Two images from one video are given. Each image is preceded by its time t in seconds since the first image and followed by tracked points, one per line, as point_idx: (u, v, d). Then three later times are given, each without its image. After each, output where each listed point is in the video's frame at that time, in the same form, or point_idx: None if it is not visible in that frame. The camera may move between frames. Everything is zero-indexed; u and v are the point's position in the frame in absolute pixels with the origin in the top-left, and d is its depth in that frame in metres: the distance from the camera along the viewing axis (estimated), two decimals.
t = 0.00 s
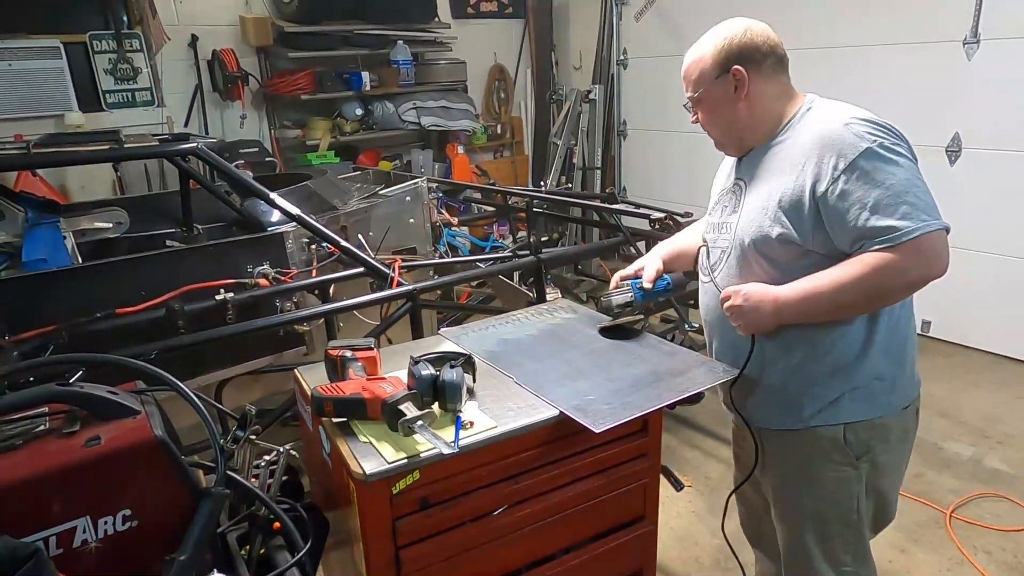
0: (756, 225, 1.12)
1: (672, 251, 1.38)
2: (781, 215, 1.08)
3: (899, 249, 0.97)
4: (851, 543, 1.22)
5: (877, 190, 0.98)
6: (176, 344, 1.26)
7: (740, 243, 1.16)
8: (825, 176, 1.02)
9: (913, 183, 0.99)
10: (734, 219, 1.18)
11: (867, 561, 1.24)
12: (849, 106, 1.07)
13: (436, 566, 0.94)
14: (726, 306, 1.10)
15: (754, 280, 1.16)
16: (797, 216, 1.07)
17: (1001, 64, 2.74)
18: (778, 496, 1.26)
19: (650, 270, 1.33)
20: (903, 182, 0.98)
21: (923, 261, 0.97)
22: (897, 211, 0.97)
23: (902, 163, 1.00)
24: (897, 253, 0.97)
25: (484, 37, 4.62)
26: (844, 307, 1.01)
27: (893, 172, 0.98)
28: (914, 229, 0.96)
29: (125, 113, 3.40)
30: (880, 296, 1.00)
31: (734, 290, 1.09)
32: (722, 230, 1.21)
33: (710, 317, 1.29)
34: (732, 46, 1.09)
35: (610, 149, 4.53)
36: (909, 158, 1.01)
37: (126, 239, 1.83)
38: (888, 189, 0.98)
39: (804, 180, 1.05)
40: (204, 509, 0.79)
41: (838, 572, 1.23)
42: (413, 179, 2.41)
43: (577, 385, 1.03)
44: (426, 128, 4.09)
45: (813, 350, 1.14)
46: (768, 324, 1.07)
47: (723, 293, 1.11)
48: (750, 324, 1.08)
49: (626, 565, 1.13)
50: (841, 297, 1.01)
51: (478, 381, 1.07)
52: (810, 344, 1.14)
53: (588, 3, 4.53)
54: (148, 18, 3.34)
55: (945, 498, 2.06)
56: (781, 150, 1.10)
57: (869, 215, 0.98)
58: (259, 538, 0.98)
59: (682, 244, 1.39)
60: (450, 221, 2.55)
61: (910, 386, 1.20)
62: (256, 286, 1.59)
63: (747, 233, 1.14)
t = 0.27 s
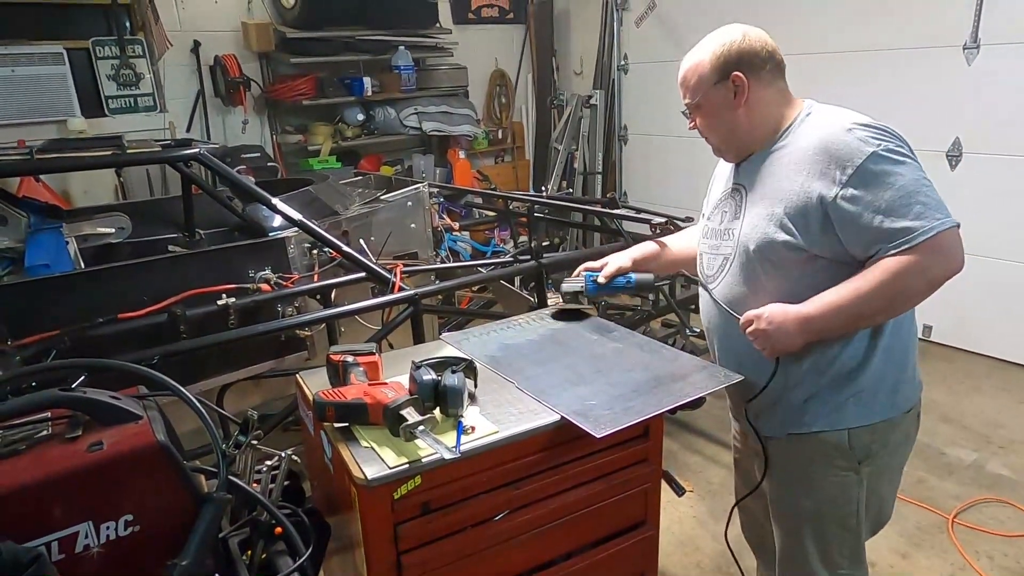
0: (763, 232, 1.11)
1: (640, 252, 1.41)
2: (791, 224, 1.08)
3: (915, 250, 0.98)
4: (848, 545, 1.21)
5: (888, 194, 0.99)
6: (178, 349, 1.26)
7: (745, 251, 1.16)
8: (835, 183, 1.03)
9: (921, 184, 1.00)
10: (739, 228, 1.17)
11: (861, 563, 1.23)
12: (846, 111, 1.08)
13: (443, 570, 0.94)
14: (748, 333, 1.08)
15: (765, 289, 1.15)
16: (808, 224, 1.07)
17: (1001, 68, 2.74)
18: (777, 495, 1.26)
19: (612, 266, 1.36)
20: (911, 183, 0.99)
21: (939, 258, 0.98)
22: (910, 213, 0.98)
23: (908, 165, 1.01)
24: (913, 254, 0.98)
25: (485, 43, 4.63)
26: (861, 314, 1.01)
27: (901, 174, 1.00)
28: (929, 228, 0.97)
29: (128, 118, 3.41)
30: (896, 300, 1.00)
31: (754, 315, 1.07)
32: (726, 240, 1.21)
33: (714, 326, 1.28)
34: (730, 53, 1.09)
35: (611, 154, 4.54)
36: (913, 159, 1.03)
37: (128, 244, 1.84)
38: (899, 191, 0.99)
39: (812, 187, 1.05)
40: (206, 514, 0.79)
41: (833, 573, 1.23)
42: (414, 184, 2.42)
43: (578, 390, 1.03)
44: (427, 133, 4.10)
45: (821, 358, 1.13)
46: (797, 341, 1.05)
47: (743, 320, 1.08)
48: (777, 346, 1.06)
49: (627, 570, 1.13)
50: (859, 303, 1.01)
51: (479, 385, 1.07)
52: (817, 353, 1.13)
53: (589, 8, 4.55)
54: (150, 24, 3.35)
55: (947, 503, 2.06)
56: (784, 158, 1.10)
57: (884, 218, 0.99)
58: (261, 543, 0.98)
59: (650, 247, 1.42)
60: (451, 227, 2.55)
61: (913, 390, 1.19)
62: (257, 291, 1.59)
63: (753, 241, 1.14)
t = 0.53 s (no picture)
0: (781, 245, 1.11)
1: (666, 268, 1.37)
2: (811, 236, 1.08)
3: (936, 274, 0.99)
4: (846, 548, 1.22)
5: (913, 215, 0.99)
6: (179, 347, 1.26)
7: (759, 260, 1.15)
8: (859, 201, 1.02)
9: (944, 205, 1.00)
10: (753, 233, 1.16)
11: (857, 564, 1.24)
12: (872, 122, 1.06)
13: (444, 568, 0.94)
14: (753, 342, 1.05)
15: (775, 296, 1.15)
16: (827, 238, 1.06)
17: (1002, 67, 2.74)
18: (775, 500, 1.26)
19: (644, 288, 1.31)
20: (936, 205, 1.00)
21: (959, 282, 1.00)
22: (933, 237, 0.99)
23: (932, 184, 1.01)
24: (934, 278, 0.99)
25: (486, 42, 4.63)
26: (879, 335, 1.02)
27: (926, 196, 1.00)
28: (950, 254, 0.99)
29: (128, 117, 3.41)
30: (914, 321, 1.01)
31: (766, 323, 1.04)
32: (738, 243, 1.20)
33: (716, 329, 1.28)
34: (754, 55, 1.08)
35: (612, 153, 4.54)
36: (937, 178, 1.02)
37: (129, 243, 1.84)
38: (923, 214, 0.99)
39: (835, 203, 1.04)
40: (208, 512, 0.79)
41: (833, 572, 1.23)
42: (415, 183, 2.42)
43: (579, 389, 1.03)
44: (428, 132, 4.10)
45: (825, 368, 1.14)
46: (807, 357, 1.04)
47: (751, 326, 1.05)
48: (787, 357, 1.04)
49: (628, 568, 1.13)
50: (878, 323, 1.01)
51: (480, 384, 1.07)
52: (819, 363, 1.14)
53: (589, 7, 4.55)
54: (151, 22, 3.35)
55: (948, 502, 2.06)
56: (805, 167, 1.09)
57: (907, 240, 1.00)
58: (262, 541, 0.98)
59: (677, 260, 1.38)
60: (451, 225, 2.56)
61: (916, 397, 1.20)
62: (258, 290, 1.59)
63: (770, 251, 1.13)
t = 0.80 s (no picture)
0: (802, 264, 1.09)
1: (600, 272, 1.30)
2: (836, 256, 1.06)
3: (960, 307, 0.99)
4: (860, 549, 1.21)
5: (945, 246, 0.98)
6: (178, 343, 1.26)
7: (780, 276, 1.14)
8: (891, 227, 1.00)
9: (974, 236, 0.99)
10: (773, 244, 1.14)
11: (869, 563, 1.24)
12: (910, 141, 1.03)
13: (445, 563, 0.95)
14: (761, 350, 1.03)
15: (791, 308, 1.14)
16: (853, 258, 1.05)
17: (1003, 63, 2.73)
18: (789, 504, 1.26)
19: (583, 295, 1.24)
20: (967, 236, 0.99)
21: (981, 315, 1.00)
22: (961, 269, 0.98)
23: (965, 214, 0.99)
24: (958, 310, 0.99)
25: (487, 37, 4.62)
26: (894, 357, 1.02)
27: (958, 226, 0.98)
28: (976, 289, 0.98)
29: (128, 113, 3.41)
30: (933, 347, 1.01)
31: (775, 331, 1.02)
32: (755, 251, 1.18)
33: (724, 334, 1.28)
34: (796, 61, 1.01)
35: (612, 149, 4.54)
36: (970, 206, 1.01)
37: (129, 239, 1.84)
38: (954, 245, 0.98)
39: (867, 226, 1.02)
40: (208, 507, 0.79)
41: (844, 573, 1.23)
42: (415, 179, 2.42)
43: (579, 385, 1.03)
44: (428, 128, 4.10)
45: (833, 377, 1.13)
46: (808, 361, 1.02)
47: (759, 333, 1.03)
48: (795, 368, 1.02)
49: (629, 563, 1.13)
50: (896, 347, 1.01)
51: (480, 379, 1.07)
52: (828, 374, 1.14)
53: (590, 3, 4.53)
54: (150, 17, 3.34)
55: (948, 498, 2.06)
56: (836, 183, 1.06)
57: (935, 271, 0.99)
58: (263, 536, 0.98)
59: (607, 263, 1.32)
60: (452, 221, 2.55)
61: (927, 398, 1.21)
62: (258, 285, 1.59)
63: (790, 269, 1.12)
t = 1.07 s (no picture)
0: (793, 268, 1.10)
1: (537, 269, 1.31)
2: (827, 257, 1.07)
3: (951, 299, 0.99)
4: (868, 540, 1.22)
5: (933, 241, 0.98)
6: (179, 342, 1.26)
7: (776, 284, 1.14)
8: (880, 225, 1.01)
9: (961, 228, 1.00)
10: (763, 249, 1.14)
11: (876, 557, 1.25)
12: (891, 139, 1.03)
13: (444, 562, 0.95)
14: (753, 345, 1.03)
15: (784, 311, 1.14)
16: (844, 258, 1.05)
17: (1004, 62, 2.73)
18: (799, 500, 1.26)
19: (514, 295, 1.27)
20: (953, 228, 0.99)
21: (972, 304, 1.00)
22: (950, 263, 0.98)
23: (951, 207, 1.00)
24: (949, 302, 0.99)
25: (487, 36, 4.62)
26: (886, 348, 1.03)
27: (945, 220, 0.98)
28: (966, 280, 0.98)
29: (128, 111, 3.41)
30: (925, 336, 1.02)
31: (766, 327, 1.03)
32: (745, 257, 1.18)
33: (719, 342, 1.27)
34: (778, 72, 1.00)
35: (613, 147, 4.54)
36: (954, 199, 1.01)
37: (129, 238, 1.84)
38: (942, 239, 0.98)
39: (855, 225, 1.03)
40: (209, 505, 0.79)
41: (855, 566, 1.23)
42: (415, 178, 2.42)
43: (579, 383, 1.03)
44: (428, 127, 4.09)
45: (832, 375, 1.14)
46: (803, 355, 1.02)
47: (750, 331, 1.04)
48: (787, 362, 1.02)
49: (630, 561, 1.13)
50: (889, 339, 1.01)
51: (481, 378, 1.07)
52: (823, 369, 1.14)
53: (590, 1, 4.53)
54: (150, 16, 3.34)
55: (947, 497, 2.06)
56: (821, 187, 1.06)
57: (925, 266, 0.99)
58: (264, 534, 0.98)
59: (546, 260, 1.31)
60: (452, 220, 2.55)
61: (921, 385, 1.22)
62: (259, 284, 1.59)
63: (787, 276, 1.12)
